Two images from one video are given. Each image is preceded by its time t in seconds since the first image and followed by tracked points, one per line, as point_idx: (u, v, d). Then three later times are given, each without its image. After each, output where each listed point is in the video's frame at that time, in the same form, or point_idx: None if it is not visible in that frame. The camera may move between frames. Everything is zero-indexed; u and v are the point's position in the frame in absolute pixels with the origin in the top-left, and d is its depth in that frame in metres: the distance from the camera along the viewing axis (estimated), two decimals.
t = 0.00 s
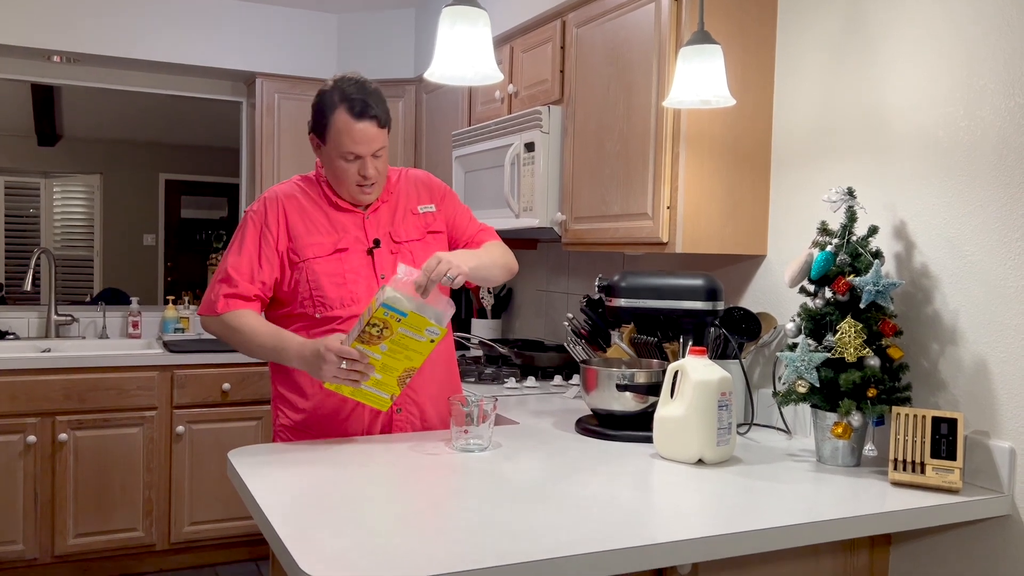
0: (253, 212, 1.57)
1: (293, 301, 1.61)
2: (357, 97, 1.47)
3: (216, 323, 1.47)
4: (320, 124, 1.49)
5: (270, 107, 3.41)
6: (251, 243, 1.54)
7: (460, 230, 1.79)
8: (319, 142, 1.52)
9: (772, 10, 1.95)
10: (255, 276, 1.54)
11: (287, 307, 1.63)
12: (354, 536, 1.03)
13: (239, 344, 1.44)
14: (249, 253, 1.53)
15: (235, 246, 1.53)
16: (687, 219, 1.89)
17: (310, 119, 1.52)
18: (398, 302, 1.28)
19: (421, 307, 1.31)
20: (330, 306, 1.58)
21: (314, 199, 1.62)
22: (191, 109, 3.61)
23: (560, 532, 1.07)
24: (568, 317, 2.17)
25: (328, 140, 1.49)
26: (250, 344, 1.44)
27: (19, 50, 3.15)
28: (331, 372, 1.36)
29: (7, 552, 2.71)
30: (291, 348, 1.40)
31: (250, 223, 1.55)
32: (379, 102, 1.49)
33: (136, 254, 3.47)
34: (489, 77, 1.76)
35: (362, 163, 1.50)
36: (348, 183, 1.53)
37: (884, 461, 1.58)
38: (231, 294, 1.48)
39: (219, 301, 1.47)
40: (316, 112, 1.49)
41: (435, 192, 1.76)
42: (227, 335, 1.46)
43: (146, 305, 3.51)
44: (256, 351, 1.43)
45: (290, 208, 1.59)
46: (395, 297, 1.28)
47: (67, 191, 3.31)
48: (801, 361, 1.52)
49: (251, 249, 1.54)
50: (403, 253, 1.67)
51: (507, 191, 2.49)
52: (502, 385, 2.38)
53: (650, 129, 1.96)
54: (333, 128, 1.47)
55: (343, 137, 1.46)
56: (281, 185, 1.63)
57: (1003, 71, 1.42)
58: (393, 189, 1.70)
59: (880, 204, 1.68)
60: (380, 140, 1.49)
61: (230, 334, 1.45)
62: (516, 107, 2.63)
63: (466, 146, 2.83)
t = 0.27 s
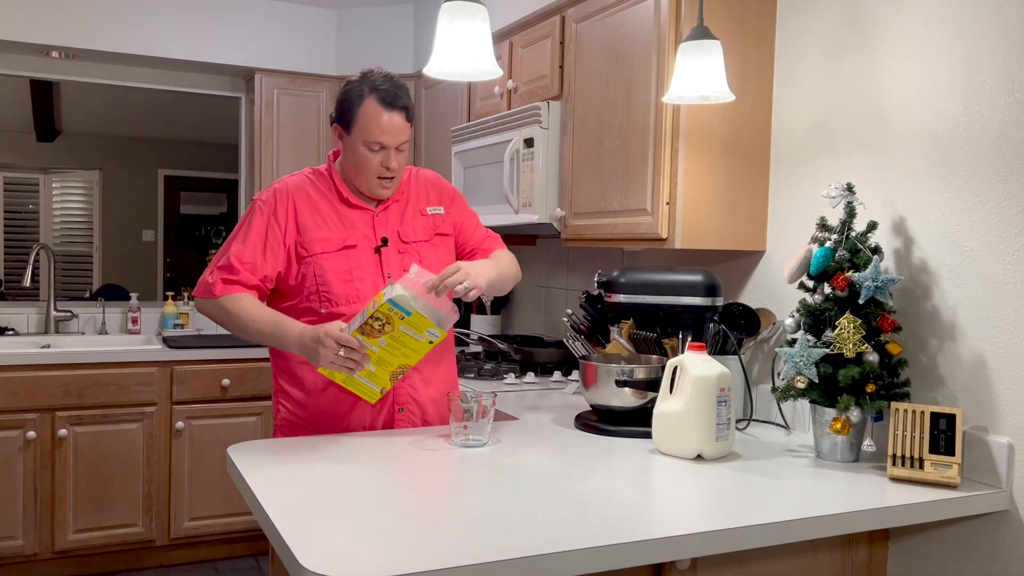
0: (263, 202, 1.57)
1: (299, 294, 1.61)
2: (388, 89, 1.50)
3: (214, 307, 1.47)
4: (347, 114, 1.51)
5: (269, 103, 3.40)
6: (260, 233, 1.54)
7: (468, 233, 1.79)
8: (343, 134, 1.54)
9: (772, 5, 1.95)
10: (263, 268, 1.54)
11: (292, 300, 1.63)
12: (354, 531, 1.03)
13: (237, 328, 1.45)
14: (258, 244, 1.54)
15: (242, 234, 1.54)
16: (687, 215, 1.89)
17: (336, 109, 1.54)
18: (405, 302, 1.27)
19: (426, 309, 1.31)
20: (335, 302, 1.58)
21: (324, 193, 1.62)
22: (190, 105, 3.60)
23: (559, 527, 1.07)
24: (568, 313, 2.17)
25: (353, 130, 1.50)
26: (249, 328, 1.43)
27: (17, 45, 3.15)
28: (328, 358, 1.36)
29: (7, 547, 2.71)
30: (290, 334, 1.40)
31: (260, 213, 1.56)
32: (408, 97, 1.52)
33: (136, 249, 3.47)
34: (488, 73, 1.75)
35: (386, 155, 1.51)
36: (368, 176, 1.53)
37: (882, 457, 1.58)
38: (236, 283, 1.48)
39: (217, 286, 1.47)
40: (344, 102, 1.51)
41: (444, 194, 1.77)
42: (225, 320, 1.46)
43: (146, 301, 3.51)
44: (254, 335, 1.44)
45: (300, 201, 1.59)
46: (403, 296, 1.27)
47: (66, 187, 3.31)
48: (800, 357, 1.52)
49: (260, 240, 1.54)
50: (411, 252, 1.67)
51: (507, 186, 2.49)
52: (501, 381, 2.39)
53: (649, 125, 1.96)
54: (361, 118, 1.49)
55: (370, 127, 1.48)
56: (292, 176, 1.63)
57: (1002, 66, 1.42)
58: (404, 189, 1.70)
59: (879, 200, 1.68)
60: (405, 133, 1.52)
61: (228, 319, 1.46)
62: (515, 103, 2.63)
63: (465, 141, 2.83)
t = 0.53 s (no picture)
0: (274, 192, 1.58)
1: (303, 287, 1.62)
2: (415, 87, 1.52)
3: (213, 291, 1.48)
4: (371, 109, 1.52)
5: (269, 99, 3.40)
6: (268, 224, 1.55)
7: (477, 239, 1.79)
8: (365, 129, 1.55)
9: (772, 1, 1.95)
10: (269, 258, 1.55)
11: (296, 291, 1.64)
12: (355, 527, 1.03)
13: (236, 313, 1.45)
14: (266, 234, 1.55)
15: (251, 223, 1.55)
16: (686, 211, 1.89)
17: (359, 103, 1.55)
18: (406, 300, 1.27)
19: (428, 311, 1.30)
20: (339, 299, 1.59)
21: (335, 188, 1.62)
22: (189, 101, 3.60)
23: (559, 523, 1.07)
24: (567, 309, 2.17)
25: (376, 127, 1.52)
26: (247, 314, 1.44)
27: (16, 41, 3.14)
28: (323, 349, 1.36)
29: (7, 544, 2.71)
30: (288, 323, 1.40)
31: (270, 203, 1.57)
32: (432, 97, 1.55)
33: (135, 246, 3.47)
34: (487, 69, 1.75)
35: (406, 153, 1.54)
36: (386, 173, 1.55)
37: (881, 452, 1.58)
38: (240, 271, 1.49)
39: (219, 270, 1.47)
40: (369, 97, 1.52)
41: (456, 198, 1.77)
42: (225, 304, 1.47)
43: (145, 297, 3.51)
44: (252, 321, 1.44)
45: (311, 194, 1.60)
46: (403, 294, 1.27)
47: (65, 183, 3.30)
48: (800, 353, 1.52)
49: (269, 231, 1.55)
50: (418, 253, 1.67)
51: (507, 182, 2.48)
52: (501, 377, 2.39)
53: (648, 121, 1.96)
54: (386, 115, 1.50)
55: (394, 125, 1.50)
56: (305, 168, 1.64)
57: (1002, 62, 1.42)
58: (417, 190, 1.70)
59: (879, 196, 1.67)
60: (427, 133, 1.54)
61: (227, 304, 1.46)
62: (515, 99, 2.63)
63: (465, 138, 2.83)
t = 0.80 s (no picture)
0: (292, 181, 1.58)
1: (309, 278, 1.63)
2: (450, 102, 1.54)
3: (218, 264, 1.48)
4: (403, 116, 1.53)
5: (268, 96, 3.40)
6: (284, 213, 1.56)
7: (487, 250, 1.80)
8: (394, 134, 1.56)
9: None
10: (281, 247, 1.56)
11: (303, 281, 1.65)
12: (354, 524, 1.03)
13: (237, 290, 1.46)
14: (282, 223, 1.55)
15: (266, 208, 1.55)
16: (686, 208, 1.89)
17: (391, 107, 1.55)
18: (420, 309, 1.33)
19: (432, 327, 1.35)
20: (346, 295, 1.60)
21: (352, 184, 1.63)
22: (188, 98, 3.59)
23: (559, 520, 1.07)
24: (566, 307, 2.17)
25: (406, 134, 1.53)
26: (250, 292, 1.44)
27: (14, 39, 3.13)
28: (319, 339, 1.35)
29: (7, 541, 2.71)
30: (288, 311, 1.40)
31: (287, 192, 1.57)
32: (464, 113, 1.57)
33: (134, 243, 3.47)
34: (487, 66, 1.75)
35: (431, 164, 1.55)
36: (407, 180, 1.57)
37: (880, 449, 1.58)
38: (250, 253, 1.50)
39: (229, 246, 1.47)
40: (404, 104, 1.53)
41: (469, 207, 1.77)
42: (228, 279, 1.47)
43: (144, 294, 3.51)
44: (252, 301, 1.44)
45: (328, 188, 1.60)
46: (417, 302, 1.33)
47: (64, 180, 3.30)
48: (799, 350, 1.52)
49: (284, 220, 1.56)
50: (427, 258, 1.67)
51: (506, 179, 2.48)
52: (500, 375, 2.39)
53: (648, 118, 1.96)
54: (418, 125, 1.52)
55: (425, 136, 1.52)
56: (324, 159, 1.64)
57: (1002, 59, 1.41)
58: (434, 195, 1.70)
59: (878, 193, 1.67)
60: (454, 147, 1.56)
61: (230, 280, 1.46)
62: (514, 96, 2.62)
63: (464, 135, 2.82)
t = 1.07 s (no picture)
0: (309, 176, 1.60)
1: (321, 274, 1.63)
2: (472, 109, 1.55)
3: (229, 246, 1.46)
4: (423, 118, 1.53)
5: (267, 94, 3.39)
6: (300, 207, 1.57)
7: (497, 254, 1.80)
8: (413, 134, 1.56)
9: None
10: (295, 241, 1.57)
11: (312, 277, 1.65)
12: (353, 523, 1.03)
13: (246, 275, 1.44)
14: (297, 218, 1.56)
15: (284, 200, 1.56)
16: (685, 206, 1.89)
17: (413, 108, 1.55)
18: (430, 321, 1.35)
19: (439, 341, 1.37)
20: (356, 293, 1.61)
21: (367, 182, 1.64)
22: (187, 96, 3.59)
23: (559, 518, 1.07)
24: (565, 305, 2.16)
25: (425, 136, 1.54)
26: (260, 275, 1.43)
27: (12, 36, 3.13)
28: (325, 333, 1.35)
29: (6, 540, 2.71)
30: (297, 301, 1.39)
31: (304, 186, 1.59)
32: (484, 120, 1.58)
33: (134, 241, 3.47)
34: (486, 64, 1.74)
35: (447, 168, 1.56)
36: (422, 182, 1.58)
37: (879, 448, 1.59)
38: (264, 242, 1.50)
39: (244, 231, 1.46)
40: (427, 107, 1.52)
41: (480, 212, 1.77)
42: (237, 262, 1.46)
43: (143, 293, 3.50)
44: (259, 288, 1.43)
45: (343, 184, 1.62)
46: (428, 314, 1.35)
47: (63, 178, 3.30)
48: (798, 348, 1.52)
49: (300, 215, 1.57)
50: (437, 260, 1.68)
51: (505, 178, 2.48)
52: (499, 373, 2.39)
53: (648, 116, 1.96)
54: (439, 129, 1.52)
55: (445, 140, 1.53)
56: (341, 156, 1.65)
57: (1002, 57, 1.41)
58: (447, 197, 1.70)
59: (878, 192, 1.67)
60: (471, 153, 1.58)
61: (240, 264, 1.45)
62: (514, 94, 2.62)
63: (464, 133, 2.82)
